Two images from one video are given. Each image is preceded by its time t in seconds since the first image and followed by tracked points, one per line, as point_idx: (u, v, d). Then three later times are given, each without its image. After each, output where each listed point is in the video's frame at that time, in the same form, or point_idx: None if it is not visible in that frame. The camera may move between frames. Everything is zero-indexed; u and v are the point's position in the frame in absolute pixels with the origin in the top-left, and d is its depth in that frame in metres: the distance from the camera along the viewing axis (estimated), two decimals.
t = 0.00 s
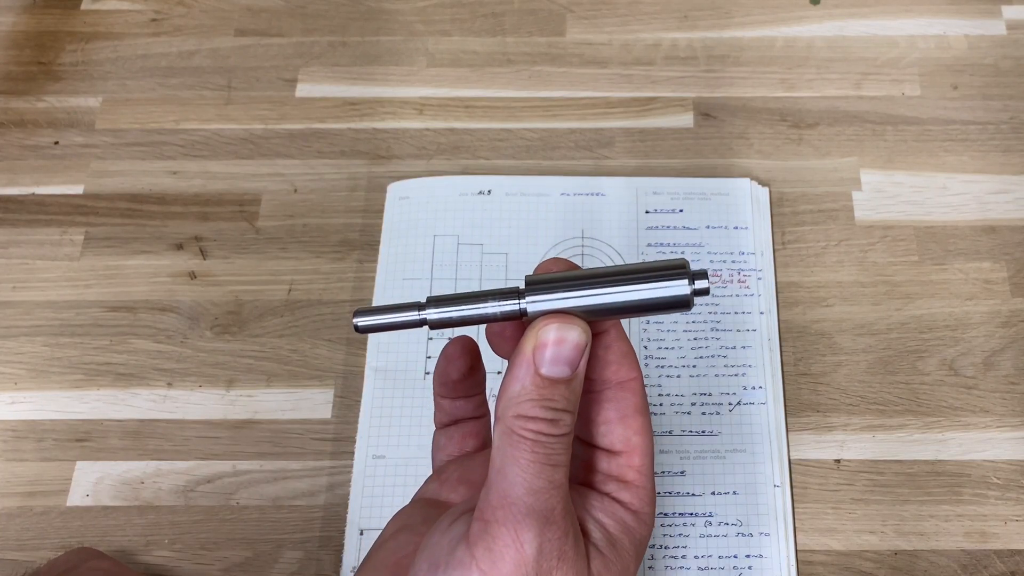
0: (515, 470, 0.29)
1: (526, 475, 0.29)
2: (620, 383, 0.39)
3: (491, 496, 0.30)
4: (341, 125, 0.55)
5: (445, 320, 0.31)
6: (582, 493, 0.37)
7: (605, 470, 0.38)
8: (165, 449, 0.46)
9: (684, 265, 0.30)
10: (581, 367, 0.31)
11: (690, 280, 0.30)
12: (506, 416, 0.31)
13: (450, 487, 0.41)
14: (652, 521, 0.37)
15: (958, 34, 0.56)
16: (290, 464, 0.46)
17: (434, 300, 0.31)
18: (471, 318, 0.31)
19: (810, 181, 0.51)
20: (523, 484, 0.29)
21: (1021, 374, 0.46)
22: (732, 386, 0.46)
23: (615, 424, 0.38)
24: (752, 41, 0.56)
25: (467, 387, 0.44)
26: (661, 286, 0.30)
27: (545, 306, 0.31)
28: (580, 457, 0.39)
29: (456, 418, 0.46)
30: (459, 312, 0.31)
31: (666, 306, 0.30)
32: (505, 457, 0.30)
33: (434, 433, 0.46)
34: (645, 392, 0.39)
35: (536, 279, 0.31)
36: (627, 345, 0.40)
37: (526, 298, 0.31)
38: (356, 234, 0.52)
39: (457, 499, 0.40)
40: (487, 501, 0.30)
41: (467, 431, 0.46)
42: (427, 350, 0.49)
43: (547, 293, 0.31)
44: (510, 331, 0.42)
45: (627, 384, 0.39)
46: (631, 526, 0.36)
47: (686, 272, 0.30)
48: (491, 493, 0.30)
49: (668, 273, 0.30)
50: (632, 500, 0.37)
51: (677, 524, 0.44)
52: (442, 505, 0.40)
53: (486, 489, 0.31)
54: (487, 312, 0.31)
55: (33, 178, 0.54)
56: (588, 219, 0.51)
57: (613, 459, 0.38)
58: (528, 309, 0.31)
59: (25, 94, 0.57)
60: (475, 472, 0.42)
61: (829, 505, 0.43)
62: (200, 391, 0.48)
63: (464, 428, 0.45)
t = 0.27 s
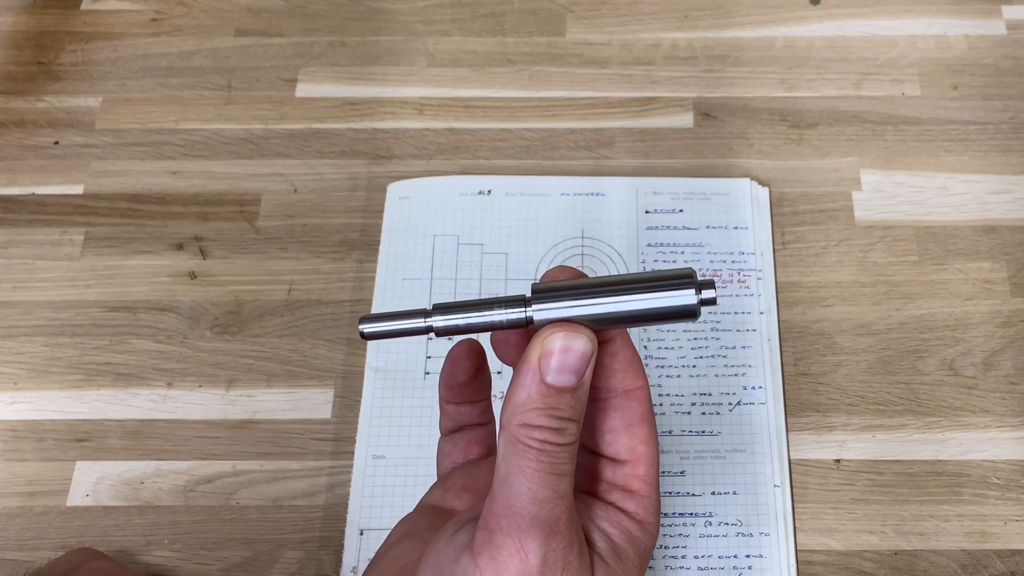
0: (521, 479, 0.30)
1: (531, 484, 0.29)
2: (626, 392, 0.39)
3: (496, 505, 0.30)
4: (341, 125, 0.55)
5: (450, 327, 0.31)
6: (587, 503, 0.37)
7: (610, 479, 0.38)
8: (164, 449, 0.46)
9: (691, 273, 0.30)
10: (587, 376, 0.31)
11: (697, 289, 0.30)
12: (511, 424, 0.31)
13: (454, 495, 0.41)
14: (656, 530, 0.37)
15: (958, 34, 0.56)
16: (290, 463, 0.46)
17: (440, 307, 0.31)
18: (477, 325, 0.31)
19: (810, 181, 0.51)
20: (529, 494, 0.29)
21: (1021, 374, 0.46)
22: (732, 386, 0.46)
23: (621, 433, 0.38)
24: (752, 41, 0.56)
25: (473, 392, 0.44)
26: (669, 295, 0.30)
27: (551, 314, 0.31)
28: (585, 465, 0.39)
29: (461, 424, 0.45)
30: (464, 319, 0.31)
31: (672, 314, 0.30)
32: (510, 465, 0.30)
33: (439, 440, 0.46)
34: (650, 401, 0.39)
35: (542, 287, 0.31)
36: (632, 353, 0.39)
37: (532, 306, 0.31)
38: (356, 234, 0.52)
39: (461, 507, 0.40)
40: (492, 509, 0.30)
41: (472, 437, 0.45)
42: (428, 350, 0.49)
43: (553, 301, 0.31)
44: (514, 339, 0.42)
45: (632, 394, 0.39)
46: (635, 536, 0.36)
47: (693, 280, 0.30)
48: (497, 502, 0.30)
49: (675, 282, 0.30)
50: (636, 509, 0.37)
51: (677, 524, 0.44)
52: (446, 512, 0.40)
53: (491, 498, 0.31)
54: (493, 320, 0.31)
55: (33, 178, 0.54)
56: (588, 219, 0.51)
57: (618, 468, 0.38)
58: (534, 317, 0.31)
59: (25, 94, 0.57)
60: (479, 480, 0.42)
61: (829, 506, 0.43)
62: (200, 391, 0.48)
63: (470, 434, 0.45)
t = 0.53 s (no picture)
0: (486, 509, 0.31)
1: (497, 512, 0.31)
2: (596, 415, 0.41)
3: (462, 535, 0.32)
4: (341, 125, 0.55)
5: (414, 353, 0.30)
6: (557, 528, 0.38)
7: (579, 505, 0.39)
8: (164, 449, 0.46)
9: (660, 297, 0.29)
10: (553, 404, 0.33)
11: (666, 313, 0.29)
12: (476, 454, 0.32)
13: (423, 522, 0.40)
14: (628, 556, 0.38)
15: (958, 34, 0.56)
16: (290, 464, 0.46)
17: (403, 333, 0.30)
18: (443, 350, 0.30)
19: (810, 181, 0.51)
20: (493, 524, 0.31)
21: (1021, 374, 0.46)
22: (732, 386, 0.46)
23: (591, 457, 0.40)
24: (752, 41, 0.56)
25: (439, 413, 0.45)
26: (636, 318, 0.29)
27: (516, 339, 0.30)
28: (554, 491, 0.40)
29: (430, 447, 0.45)
30: (430, 344, 0.30)
31: (640, 339, 0.29)
32: (475, 496, 0.31)
33: (410, 464, 0.45)
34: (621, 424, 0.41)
35: (509, 312, 0.31)
36: (602, 376, 0.41)
37: (498, 331, 0.30)
38: (356, 234, 0.52)
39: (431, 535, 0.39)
40: (456, 539, 0.32)
41: (440, 461, 0.45)
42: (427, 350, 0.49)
43: (519, 326, 0.30)
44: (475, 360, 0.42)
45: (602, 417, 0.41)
46: (606, 561, 0.37)
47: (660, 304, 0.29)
48: (462, 532, 0.32)
49: (642, 305, 0.29)
50: (606, 535, 0.38)
51: (677, 524, 0.44)
52: (415, 540, 0.39)
53: (457, 528, 0.32)
54: (460, 345, 0.30)
55: (33, 178, 0.54)
56: (588, 219, 0.51)
57: (588, 493, 0.39)
58: (499, 341, 0.30)
59: (25, 95, 0.57)
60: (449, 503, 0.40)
61: (829, 506, 0.43)
62: (200, 391, 0.48)
63: (439, 457, 0.45)
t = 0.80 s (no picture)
0: (342, 563, 0.30)
1: (356, 568, 0.30)
2: (463, 443, 0.37)
3: None
4: (341, 125, 0.55)
5: (258, 407, 0.30)
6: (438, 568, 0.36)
7: (459, 540, 0.37)
8: (164, 449, 0.46)
9: (501, 312, 0.29)
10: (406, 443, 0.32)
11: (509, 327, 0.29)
12: (326, 506, 0.31)
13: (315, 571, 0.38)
14: None
15: (958, 34, 0.56)
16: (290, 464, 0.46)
17: (236, 389, 0.30)
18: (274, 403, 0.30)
19: (810, 181, 0.51)
20: None
21: (1021, 374, 0.46)
22: (733, 377, 0.47)
23: (466, 488, 0.37)
24: (752, 41, 0.56)
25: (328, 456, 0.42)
26: (479, 337, 0.29)
27: (351, 379, 0.30)
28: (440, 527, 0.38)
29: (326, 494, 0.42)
30: (261, 397, 0.30)
31: (486, 359, 0.29)
32: (335, 550, 0.30)
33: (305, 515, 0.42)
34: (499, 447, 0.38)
35: (343, 351, 0.31)
36: (465, 399, 0.38)
37: (332, 374, 0.30)
38: (356, 234, 0.52)
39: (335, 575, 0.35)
40: None
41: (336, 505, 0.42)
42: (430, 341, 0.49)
43: (353, 365, 0.30)
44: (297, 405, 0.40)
45: (473, 442, 0.37)
46: None
47: (502, 319, 0.29)
48: None
49: (488, 321, 0.29)
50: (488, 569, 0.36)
51: (679, 512, 0.44)
52: None
53: None
54: (304, 395, 0.31)
55: (33, 178, 0.54)
56: (590, 210, 0.51)
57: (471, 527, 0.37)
58: (334, 385, 0.30)
59: (25, 94, 0.57)
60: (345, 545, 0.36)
61: (829, 506, 0.43)
62: (200, 391, 0.48)
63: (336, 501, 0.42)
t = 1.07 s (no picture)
0: None
1: None
2: (452, 482, 0.38)
3: None
4: (341, 125, 0.55)
5: (239, 458, 0.29)
6: None
7: None
8: (165, 449, 0.46)
9: (485, 353, 0.27)
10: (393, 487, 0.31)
11: (493, 368, 0.27)
12: (315, 551, 0.31)
13: None
14: None
15: (958, 34, 0.56)
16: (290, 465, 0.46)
17: (217, 438, 0.29)
18: (257, 452, 0.29)
19: (811, 181, 0.51)
20: None
21: (1021, 374, 0.46)
22: (745, 355, 0.47)
23: (454, 527, 0.38)
24: (752, 41, 0.56)
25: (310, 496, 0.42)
26: (464, 380, 0.27)
27: (336, 425, 0.29)
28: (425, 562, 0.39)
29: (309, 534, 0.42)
30: (244, 447, 0.28)
31: (472, 402, 0.27)
32: None
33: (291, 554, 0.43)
34: (484, 485, 0.38)
35: (328, 396, 0.29)
36: (452, 441, 0.37)
37: (315, 420, 0.29)
38: (356, 234, 0.52)
39: None
40: None
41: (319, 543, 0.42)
42: (449, 304, 0.49)
43: (336, 410, 0.29)
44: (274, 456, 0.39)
45: (459, 482, 0.38)
46: None
47: (485, 361, 0.27)
48: None
49: (470, 363, 0.27)
50: None
51: (684, 485, 0.44)
52: None
53: None
54: (284, 440, 0.29)
55: (33, 178, 0.54)
56: (611, 188, 0.52)
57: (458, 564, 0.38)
58: (319, 431, 0.29)
59: (25, 94, 0.57)
60: None
61: (829, 505, 0.43)
62: (200, 390, 0.48)
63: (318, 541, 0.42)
